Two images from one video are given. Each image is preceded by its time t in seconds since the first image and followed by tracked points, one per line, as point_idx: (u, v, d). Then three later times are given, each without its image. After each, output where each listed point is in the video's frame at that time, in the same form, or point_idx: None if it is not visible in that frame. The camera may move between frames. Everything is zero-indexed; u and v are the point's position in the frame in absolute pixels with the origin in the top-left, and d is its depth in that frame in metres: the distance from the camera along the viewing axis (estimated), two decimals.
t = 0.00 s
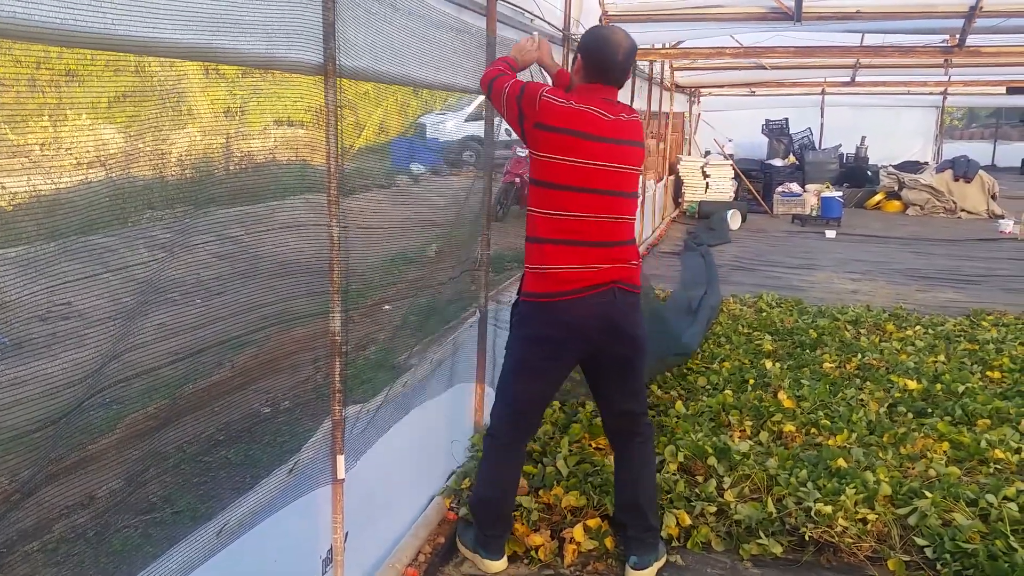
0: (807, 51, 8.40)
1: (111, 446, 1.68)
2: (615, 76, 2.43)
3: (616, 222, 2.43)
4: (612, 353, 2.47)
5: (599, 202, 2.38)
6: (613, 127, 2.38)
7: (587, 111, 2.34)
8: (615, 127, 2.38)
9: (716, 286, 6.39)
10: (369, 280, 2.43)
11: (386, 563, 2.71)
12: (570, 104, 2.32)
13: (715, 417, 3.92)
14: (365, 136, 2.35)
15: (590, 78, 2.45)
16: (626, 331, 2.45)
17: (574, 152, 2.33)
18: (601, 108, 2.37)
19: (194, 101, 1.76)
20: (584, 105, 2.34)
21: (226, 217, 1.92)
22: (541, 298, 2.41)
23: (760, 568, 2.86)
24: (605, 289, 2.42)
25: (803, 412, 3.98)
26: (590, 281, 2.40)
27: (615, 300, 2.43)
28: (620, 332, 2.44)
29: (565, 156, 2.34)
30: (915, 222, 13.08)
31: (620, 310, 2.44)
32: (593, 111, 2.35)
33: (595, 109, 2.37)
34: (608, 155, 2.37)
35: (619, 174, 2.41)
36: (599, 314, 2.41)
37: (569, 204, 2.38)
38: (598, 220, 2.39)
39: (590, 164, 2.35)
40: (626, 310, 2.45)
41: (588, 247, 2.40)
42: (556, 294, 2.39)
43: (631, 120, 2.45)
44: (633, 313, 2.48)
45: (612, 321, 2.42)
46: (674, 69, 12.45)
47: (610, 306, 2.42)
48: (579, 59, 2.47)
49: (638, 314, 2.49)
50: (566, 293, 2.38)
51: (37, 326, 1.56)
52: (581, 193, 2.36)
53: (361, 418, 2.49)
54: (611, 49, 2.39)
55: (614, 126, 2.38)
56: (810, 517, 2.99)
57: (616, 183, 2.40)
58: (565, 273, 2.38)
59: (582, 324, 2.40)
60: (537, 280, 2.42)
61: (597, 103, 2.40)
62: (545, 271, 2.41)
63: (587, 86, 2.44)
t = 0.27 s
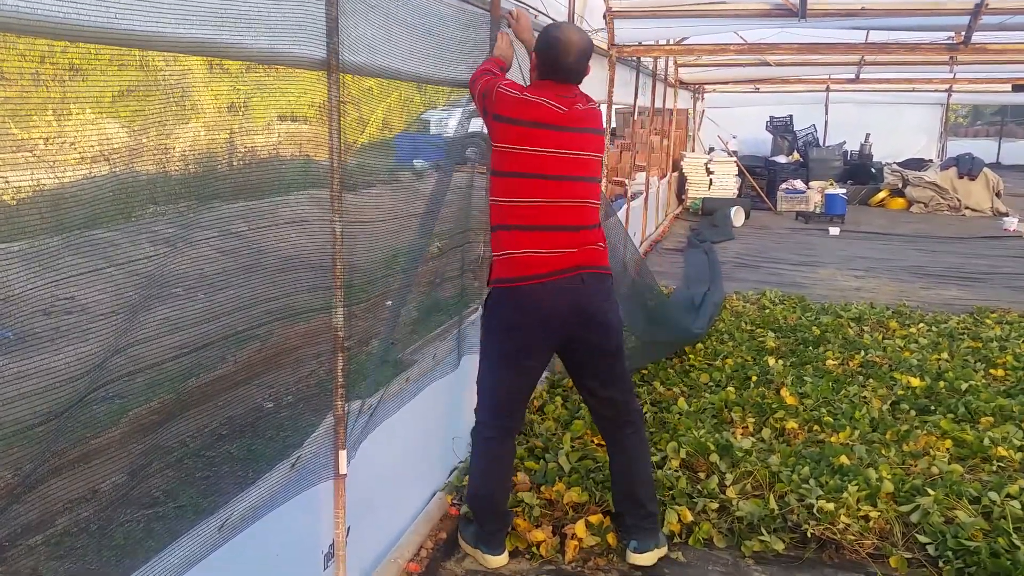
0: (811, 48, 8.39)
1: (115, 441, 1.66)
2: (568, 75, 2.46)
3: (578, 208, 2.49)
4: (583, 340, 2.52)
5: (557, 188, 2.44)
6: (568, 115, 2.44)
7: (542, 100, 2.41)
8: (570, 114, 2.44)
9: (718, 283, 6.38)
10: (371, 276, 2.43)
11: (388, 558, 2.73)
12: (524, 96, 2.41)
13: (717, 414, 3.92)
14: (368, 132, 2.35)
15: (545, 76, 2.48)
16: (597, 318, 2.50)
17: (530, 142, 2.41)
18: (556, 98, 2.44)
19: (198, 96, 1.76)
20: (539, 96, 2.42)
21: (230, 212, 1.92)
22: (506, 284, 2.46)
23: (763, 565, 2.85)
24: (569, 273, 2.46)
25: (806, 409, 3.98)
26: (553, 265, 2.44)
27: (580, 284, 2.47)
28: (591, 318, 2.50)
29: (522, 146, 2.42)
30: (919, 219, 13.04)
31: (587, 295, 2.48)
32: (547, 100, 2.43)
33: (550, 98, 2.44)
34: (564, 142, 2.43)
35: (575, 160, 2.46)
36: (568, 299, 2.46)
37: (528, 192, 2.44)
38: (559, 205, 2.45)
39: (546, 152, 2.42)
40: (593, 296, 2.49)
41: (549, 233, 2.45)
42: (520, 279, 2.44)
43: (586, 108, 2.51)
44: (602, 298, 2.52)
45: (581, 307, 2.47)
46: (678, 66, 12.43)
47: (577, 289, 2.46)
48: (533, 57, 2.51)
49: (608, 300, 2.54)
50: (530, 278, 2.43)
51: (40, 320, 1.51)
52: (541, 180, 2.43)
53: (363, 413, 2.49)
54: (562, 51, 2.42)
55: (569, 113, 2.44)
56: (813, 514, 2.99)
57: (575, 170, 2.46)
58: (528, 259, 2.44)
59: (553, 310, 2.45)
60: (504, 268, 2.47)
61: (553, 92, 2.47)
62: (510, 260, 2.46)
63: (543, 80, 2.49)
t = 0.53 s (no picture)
0: (813, 40, 8.36)
1: (113, 434, 1.66)
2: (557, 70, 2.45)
3: (576, 198, 2.47)
4: (585, 330, 2.50)
5: (554, 180, 2.44)
6: (561, 108, 2.43)
7: (534, 93, 2.42)
8: (563, 105, 2.43)
9: (718, 275, 6.37)
10: (371, 268, 2.42)
11: (388, 551, 2.74)
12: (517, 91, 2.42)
13: (717, 407, 3.92)
14: (368, 124, 2.34)
15: (535, 69, 2.47)
16: (599, 307, 2.48)
17: (525, 136, 2.41)
18: (549, 91, 2.44)
19: (198, 88, 1.75)
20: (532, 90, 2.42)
21: (230, 205, 1.89)
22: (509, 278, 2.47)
23: (762, 559, 2.85)
24: (570, 263, 2.45)
25: (806, 402, 3.98)
26: (553, 257, 2.44)
27: (582, 274, 2.46)
28: (594, 309, 2.48)
29: (518, 140, 2.42)
30: (921, 212, 13.02)
31: (589, 286, 2.47)
32: (539, 93, 2.43)
33: (543, 90, 2.44)
34: (559, 134, 2.43)
35: (571, 151, 2.45)
36: (568, 288, 2.44)
37: (526, 185, 2.44)
38: (557, 197, 2.44)
39: (541, 145, 2.42)
40: (596, 287, 2.48)
41: (549, 225, 2.44)
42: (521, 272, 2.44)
43: (580, 98, 2.50)
44: (605, 289, 2.50)
45: (583, 296, 2.46)
46: (678, 59, 12.39)
47: (578, 279, 2.45)
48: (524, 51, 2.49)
49: (610, 289, 2.52)
50: (531, 270, 2.43)
51: (40, 313, 1.52)
52: (536, 173, 2.43)
53: (363, 407, 2.49)
54: (552, 46, 2.39)
55: (562, 104, 2.43)
56: (813, 508, 2.99)
57: (572, 160, 2.46)
58: (529, 252, 2.44)
59: (554, 300, 2.44)
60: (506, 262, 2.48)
61: (546, 84, 2.47)
62: (511, 254, 2.46)
63: (534, 74, 2.48)
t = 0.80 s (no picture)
0: (803, 51, 8.42)
1: (100, 441, 1.66)
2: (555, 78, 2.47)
3: (572, 205, 2.48)
4: (579, 337, 2.50)
5: (550, 186, 2.45)
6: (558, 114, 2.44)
7: (531, 100, 2.43)
8: (559, 112, 2.44)
9: (708, 283, 6.39)
10: (361, 275, 2.42)
11: (377, 559, 2.72)
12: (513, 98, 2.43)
13: (707, 416, 3.93)
14: (359, 131, 2.34)
15: (532, 77, 2.49)
16: (593, 314, 2.48)
17: (521, 142, 2.42)
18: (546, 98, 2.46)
19: (188, 93, 1.74)
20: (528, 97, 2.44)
21: (219, 210, 1.92)
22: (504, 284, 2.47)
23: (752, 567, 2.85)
24: (565, 269, 2.45)
25: (794, 411, 3.99)
26: (548, 263, 2.44)
27: (577, 280, 2.46)
28: (589, 315, 2.48)
29: (514, 146, 2.43)
30: (909, 222, 13.11)
31: (584, 292, 2.46)
32: (537, 100, 2.44)
33: (540, 98, 2.45)
34: (555, 141, 2.44)
35: (567, 158, 2.47)
36: (562, 295, 2.44)
37: (521, 191, 2.45)
38: (553, 203, 2.45)
39: (537, 151, 2.43)
40: (591, 293, 2.48)
41: (544, 231, 2.45)
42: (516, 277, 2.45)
43: (577, 106, 2.51)
44: (600, 295, 2.50)
45: (577, 303, 2.45)
46: (669, 68, 12.46)
47: (572, 285, 2.45)
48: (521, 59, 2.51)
49: (605, 296, 2.51)
50: (525, 275, 2.43)
51: (27, 319, 1.48)
52: (532, 180, 2.44)
53: (352, 414, 2.48)
54: (547, 54, 2.42)
55: (559, 112, 2.44)
56: (801, 517, 3.00)
57: (567, 167, 2.47)
58: (523, 257, 2.44)
59: (548, 306, 2.43)
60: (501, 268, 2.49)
61: (543, 92, 2.48)
62: (507, 259, 2.47)
63: (531, 82, 2.50)
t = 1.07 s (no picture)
0: (798, 55, 8.45)
1: (89, 439, 1.63)
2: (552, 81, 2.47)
3: (566, 207, 2.48)
4: (570, 339, 2.50)
5: (543, 187, 2.45)
6: (552, 116, 2.45)
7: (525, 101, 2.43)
8: (554, 115, 2.45)
9: (700, 286, 6.40)
10: (353, 274, 2.41)
11: (366, 560, 2.71)
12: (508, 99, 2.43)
13: (698, 418, 3.94)
14: (353, 129, 2.33)
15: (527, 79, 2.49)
16: (584, 315, 2.48)
17: (515, 143, 2.42)
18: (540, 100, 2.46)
19: (182, 91, 1.73)
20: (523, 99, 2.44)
21: (213, 206, 1.88)
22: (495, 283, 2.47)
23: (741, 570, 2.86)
24: (557, 270, 2.45)
25: (785, 415, 4.01)
26: (540, 263, 2.44)
27: (569, 281, 2.46)
28: (580, 317, 2.47)
29: (508, 147, 2.43)
30: (900, 227, 13.18)
31: (576, 294, 2.46)
32: (531, 103, 2.45)
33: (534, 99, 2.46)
34: (549, 142, 2.44)
35: (561, 159, 2.47)
36: (554, 296, 2.44)
37: (515, 191, 2.45)
38: (547, 205, 2.45)
39: (531, 152, 2.43)
40: (582, 294, 2.47)
41: (537, 231, 2.45)
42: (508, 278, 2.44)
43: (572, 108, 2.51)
44: (591, 296, 2.50)
45: (569, 304, 2.45)
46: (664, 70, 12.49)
47: (564, 287, 2.45)
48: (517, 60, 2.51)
49: (596, 297, 2.52)
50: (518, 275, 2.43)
51: (18, 314, 1.46)
52: (527, 181, 2.44)
53: (342, 414, 2.48)
54: (544, 57, 2.42)
55: (554, 114, 2.45)
56: (791, 520, 3.01)
57: (561, 168, 2.47)
58: (516, 257, 2.44)
59: (540, 307, 2.43)
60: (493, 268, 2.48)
61: (537, 94, 2.48)
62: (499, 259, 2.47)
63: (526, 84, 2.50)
